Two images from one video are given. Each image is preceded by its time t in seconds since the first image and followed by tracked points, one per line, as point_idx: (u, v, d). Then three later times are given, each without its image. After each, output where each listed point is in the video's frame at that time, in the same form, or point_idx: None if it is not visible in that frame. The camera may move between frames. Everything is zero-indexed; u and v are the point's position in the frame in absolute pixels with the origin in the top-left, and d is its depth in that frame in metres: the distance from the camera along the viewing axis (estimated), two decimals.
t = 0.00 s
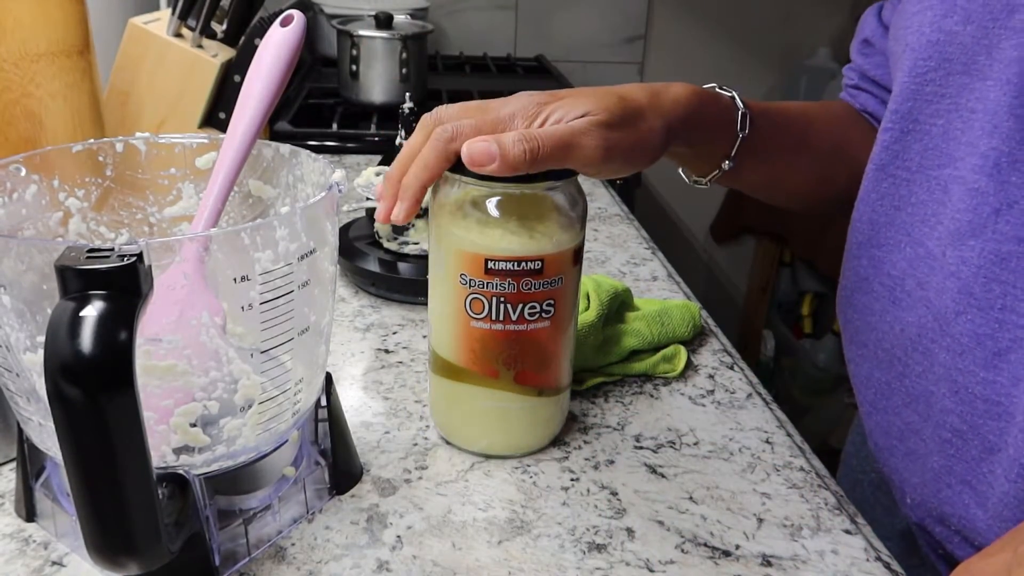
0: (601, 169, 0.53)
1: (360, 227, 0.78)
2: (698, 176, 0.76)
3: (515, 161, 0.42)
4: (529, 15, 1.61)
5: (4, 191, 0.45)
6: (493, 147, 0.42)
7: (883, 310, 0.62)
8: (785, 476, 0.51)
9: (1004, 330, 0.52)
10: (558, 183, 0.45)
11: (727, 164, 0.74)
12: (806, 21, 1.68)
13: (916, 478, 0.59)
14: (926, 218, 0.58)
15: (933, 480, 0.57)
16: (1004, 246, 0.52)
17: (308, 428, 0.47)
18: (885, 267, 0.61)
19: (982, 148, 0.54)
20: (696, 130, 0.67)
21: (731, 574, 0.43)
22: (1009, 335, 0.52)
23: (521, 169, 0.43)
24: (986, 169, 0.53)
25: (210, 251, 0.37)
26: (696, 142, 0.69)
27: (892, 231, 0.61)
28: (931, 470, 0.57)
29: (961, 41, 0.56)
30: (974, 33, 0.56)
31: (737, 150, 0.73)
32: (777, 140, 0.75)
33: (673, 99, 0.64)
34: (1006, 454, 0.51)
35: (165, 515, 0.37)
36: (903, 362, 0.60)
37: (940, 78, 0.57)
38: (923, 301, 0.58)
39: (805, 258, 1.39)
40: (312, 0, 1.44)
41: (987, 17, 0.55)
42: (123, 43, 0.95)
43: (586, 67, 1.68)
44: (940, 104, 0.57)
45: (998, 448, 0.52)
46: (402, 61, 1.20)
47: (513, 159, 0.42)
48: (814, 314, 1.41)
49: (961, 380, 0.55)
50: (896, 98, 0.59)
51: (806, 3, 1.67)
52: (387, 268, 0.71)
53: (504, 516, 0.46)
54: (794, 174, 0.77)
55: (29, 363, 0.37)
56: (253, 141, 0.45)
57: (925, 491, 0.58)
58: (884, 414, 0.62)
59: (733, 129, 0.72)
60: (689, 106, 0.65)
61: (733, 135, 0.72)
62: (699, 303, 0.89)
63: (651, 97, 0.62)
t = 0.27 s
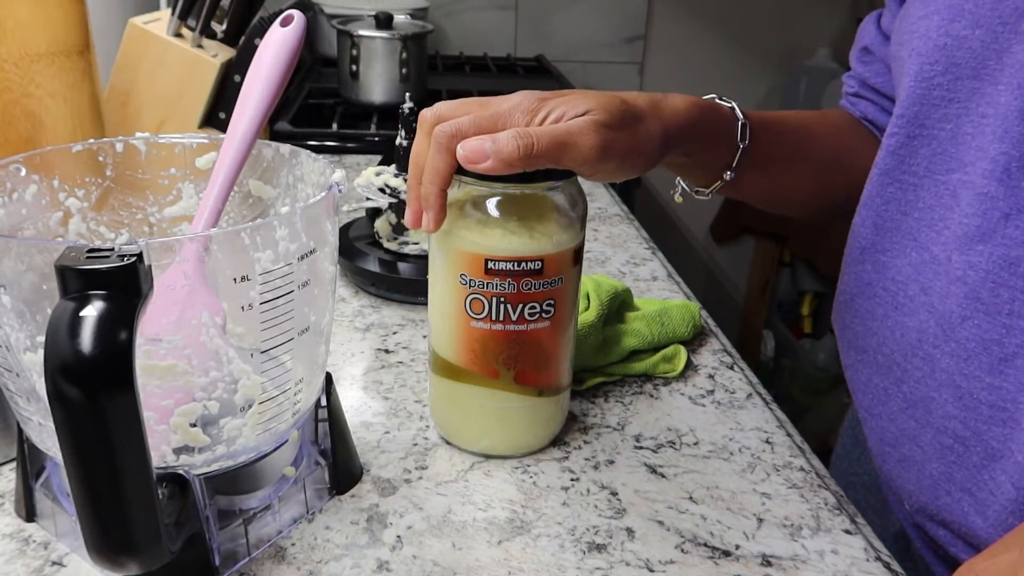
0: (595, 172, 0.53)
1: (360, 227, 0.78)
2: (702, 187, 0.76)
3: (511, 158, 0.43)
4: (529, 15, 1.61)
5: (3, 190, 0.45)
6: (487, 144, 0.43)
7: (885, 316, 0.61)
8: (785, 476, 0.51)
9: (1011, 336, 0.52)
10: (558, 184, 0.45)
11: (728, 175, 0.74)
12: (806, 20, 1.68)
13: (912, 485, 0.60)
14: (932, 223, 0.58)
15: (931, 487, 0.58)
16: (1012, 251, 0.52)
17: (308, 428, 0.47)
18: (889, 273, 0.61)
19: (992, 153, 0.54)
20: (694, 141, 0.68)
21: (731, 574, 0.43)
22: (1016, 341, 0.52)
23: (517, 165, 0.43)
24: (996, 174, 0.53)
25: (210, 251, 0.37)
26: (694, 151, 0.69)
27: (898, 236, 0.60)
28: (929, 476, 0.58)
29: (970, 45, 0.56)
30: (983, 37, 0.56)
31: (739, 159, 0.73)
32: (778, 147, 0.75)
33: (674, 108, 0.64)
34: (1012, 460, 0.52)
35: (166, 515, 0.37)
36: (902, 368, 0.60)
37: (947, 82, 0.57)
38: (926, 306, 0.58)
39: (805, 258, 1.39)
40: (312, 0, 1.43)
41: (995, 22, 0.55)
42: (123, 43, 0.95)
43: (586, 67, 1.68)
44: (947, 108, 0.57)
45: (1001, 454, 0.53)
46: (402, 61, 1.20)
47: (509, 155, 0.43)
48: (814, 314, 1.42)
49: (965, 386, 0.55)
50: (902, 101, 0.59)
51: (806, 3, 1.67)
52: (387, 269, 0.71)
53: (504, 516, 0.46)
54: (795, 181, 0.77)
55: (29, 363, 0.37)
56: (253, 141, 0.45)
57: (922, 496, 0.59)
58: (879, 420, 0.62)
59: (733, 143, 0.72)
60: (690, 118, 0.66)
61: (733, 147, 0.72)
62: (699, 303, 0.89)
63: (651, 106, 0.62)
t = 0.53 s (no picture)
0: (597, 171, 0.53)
1: (360, 227, 0.78)
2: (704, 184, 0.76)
3: (513, 155, 0.43)
4: (529, 15, 1.61)
5: (3, 190, 0.45)
6: (489, 143, 0.43)
7: (881, 313, 0.62)
8: (785, 476, 0.51)
9: (1003, 331, 0.52)
10: (558, 183, 0.45)
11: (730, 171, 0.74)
12: (806, 21, 1.68)
13: (905, 479, 0.60)
14: (927, 220, 0.58)
15: (923, 481, 0.58)
16: (1005, 247, 0.52)
17: (308, 428, 0.47)
18: (885, 270, 0.61)
19: (986, 149, 0.54)
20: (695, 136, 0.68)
21: (731, 574, 0.43)
22: (1007, 336, 0.52)
23: (518, 164, 0.43)
24: (990, 170, 0.53)
25: (210, 251, 0.37)
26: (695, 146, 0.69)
27: (894, 233, 0.60)
28: (921, 470, 0.58)
29: (965, 43, 0.56)
30: (978, 35, 0.56)
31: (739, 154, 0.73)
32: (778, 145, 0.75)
33: (674, 103, 0.64)
34: (1002, 455, 0.51)
35: (166, 515, 0.37)
36: (896, 363, 0.60)
37: (943, 80, 0.57)
38: (920, 302, 0.57)
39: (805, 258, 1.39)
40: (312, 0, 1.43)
41: (991, 20, 0.55)
42: (123, 43, 0.95)
43: (586, 66, 1.68)
44: (943, 106, 0.57)
45: (992, 449, 0.53)
46: (402, 61, 1.20)
47: (510, 153, 0.43)
48: (814, 314, 1.41)
49: (957, 381, 0.55)
50: (899, 99, 0.59)
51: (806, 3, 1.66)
52: (387, 269, 0.71)
53: (504, 516, 0.46)
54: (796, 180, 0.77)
55: (29, 363, 0.37)
56: (253, 141, 0.45)
57: (915, 491, 0.59)
58: (876, 415, 0.63)
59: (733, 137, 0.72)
60: (690, 113, 0.66)
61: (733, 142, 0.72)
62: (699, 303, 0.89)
63: (652, 102, 0.62)
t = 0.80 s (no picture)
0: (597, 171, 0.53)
1: (360, 227, 0.78)
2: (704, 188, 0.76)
3: (514, 155, 0.43)
4: (529, 15, 1.61)
5: (4, 190, 0.45)
6: (490, 142, 0.43)
7: (879, 314, 0.62)
8: (785, 477, 0.51)
9: (1000, 332, 0.52)
10: (560, 183, 0.45)
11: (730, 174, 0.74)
12: (806, 20, 1.68)
13: (903, 480, 0.60)
14: (926, 221, 0.58)
15: (921, 482, 0.58)
16: (1003, 249, 0.52)
17: (308, 428, 0.47)
18: (884, 270, 0.61)
19: (984, 151, 0.53)
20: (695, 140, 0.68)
21: (731, 574, 0.43)
22: (1004, 336, 0.52)
23: (521, 164, 0.43)
24: (988, 171, 0.53)
25: (210, 251, 0.37)
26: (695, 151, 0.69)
27: (893, 234, 0.60)
28: (919, 471, 0.58)
29: (963, 44, 0.56)
30: (976, 36, 0.55)
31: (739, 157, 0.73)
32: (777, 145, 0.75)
33: (674, 107, 0.64)
34: (998, 455, 0.51)
35: (166, 514, 0.37)
36: (895, 363, 0.60)
37: (942, 81, 0.57)
38: (918, 303, 0.57)
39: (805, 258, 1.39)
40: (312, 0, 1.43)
41: (989, 21, 0.55)
42: (122, 43, 0.95)
43: (586, 66, 1.68)
44: (942, 107, 0.57)
45: (989, 450, 0.53)
46: (402, 61, 1.20)
47: (512, 153, 0.43)
48: (814, 314, 1.42)
49: (955, 382, 0.55)
50: (898, 100, 0.59)
51: (806, 3, 1.66)
52: (387, 269, 0.71)
53: (504, 516, 0.46)
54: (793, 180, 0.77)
55: (29, 363, 0.37)
56: (253, 141, 0.45)
57: (912, 491, 0.59)
58: (874, 415, 0.63)
59: (733, 141, 0.72)
60: (690, 115, 0.66)
61: (733, 146, 0.72)
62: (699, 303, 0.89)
63: (652, 102, 0.62)
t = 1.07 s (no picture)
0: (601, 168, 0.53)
1: (360, 227, 0.78)
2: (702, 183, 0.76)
3: (519, 154, 0.42)
4: (529, 15, 1.61)
5: (3, 190, 0.45)
6: (497, 138, 0.43)
7: (879, 311, 0.62)
8: (785, 477, 0.51)
9: (1001, 330, 0.52)
10: (562, 182, 0.45)
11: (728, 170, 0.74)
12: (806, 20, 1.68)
13: (901, 478, 0.60)
14: (928, 218, 0.58)
15: (921, 480, 0.58)
16: (1005, 247, 0.52)
17: (308, 428, 0.47)
18: (885, 268, 0.61)
19: (987, 148, 0.53)
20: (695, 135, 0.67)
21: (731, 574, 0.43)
22: (1006, 335, 0.52)
23: (526, 162, 0.43)
24: (991, 169, 0.53)
25: (210, 251, 0.37)
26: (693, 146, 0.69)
27: (893, 231, 0.60)
28: (919, 470, 0.58)
29: (966, 41, 0.56)
30: (979, 34, 0.56)
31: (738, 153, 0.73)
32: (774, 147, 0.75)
33: (674, 102, 0.64)
34: (998, 454, 0.51)
35: (166, 514, 0.36)
36: (894, 361, 0.60)
37: (944, 79, 0.57)
38: (919, 301, 0.57)
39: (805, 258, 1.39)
40: None
41: (991, 18, 0.55)
42: (123, 43, 0.95)
43: (586, 66, 1.68)
44: (943, 105, 0.57)
45: (989, 448, 0.53)
46: (402, 61, 1.20)
47: (518, 151, 0.42)
48: (814, 314, 1.41)
49: (956, 380, 0.55)
50: (900, 97, 0.59)
51: (806, 3, 1.66)
52: (387, 269, 0.71)
53: (504, 516, 0.46)
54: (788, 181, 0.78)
55: (29, 363, 0.37)
56: (253, 141, 0.44)
57: (911, 490, 0.59)
58: (872, 413, 0.63)
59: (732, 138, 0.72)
60: (691, 111, 0.66)
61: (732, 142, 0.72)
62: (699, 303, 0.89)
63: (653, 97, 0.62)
